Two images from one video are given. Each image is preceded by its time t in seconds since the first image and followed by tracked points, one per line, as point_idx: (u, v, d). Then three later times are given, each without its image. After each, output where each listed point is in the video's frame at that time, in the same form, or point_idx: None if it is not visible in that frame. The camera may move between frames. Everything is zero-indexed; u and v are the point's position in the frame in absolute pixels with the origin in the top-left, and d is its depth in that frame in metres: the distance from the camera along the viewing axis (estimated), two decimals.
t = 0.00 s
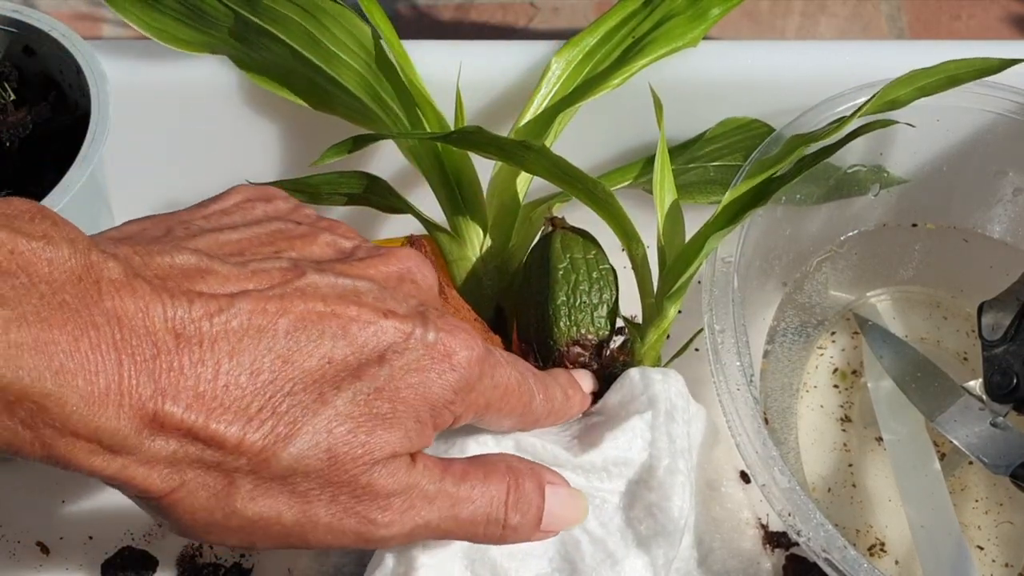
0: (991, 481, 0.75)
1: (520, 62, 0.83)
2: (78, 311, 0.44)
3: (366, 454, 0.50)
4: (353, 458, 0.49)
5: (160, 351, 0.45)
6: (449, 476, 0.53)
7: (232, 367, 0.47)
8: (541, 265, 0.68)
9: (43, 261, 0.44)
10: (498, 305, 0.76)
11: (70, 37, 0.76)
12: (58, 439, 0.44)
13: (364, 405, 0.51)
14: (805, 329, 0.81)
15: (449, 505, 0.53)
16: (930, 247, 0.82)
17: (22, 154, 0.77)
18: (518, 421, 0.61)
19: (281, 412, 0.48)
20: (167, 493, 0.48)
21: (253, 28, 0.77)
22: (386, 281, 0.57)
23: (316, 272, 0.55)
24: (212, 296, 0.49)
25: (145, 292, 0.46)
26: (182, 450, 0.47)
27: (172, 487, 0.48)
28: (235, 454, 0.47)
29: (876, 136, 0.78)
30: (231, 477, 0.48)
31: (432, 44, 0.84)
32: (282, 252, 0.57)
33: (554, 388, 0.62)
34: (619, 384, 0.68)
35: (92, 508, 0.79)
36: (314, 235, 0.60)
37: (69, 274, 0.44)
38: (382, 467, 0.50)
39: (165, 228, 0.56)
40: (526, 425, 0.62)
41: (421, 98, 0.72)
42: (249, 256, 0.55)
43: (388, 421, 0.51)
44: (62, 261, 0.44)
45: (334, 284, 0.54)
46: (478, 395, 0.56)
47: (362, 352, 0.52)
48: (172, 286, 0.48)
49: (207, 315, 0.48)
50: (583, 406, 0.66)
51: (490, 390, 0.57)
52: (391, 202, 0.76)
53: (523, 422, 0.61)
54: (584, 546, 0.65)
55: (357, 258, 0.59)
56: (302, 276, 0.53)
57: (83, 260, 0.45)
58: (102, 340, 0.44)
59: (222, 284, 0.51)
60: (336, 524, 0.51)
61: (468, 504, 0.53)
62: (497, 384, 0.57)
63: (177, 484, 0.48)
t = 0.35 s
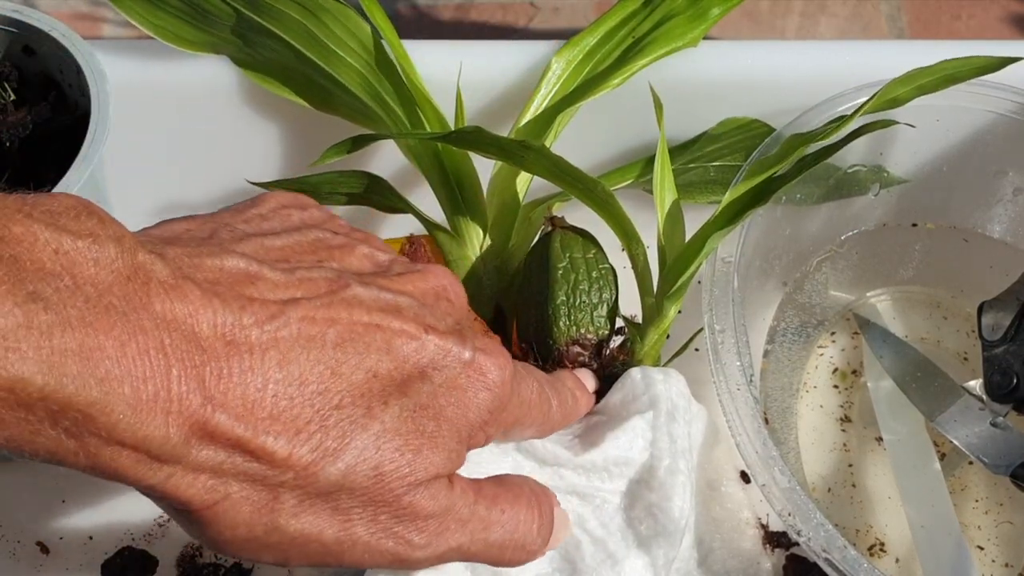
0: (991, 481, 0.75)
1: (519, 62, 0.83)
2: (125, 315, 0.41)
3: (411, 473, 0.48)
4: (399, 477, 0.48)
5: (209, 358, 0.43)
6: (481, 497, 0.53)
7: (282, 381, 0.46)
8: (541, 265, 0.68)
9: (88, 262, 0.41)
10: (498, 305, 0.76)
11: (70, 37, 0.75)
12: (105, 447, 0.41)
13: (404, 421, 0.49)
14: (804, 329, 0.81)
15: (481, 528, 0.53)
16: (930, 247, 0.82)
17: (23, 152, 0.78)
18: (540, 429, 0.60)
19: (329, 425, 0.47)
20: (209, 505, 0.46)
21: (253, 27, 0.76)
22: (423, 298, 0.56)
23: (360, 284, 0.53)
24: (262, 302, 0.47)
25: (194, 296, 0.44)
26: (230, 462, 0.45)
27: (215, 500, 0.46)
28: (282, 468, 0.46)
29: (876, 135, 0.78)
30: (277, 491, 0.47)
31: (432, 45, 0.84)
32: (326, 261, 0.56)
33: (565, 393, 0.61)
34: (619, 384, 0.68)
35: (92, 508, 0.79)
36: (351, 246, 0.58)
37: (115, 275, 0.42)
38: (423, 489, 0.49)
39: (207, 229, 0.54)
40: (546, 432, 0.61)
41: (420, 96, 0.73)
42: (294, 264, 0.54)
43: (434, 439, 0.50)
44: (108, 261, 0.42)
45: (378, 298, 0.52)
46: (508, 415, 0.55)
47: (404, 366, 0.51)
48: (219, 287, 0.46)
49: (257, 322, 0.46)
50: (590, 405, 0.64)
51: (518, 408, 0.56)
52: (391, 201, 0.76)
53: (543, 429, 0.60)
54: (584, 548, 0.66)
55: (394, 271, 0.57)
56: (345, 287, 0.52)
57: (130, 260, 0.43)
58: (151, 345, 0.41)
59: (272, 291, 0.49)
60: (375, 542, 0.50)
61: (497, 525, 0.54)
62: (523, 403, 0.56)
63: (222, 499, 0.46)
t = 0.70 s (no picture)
0: (991, 481, 0.75)
1: (518, 64, 0.83)
2: (95, 362, 0.40)
3: (389, 504, 0.48)
4: (377, 508, 0.48)
5: (180, 401, 0.43)
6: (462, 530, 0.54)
7: (255, 421, 0.45)
8: (540, 265, 0.68)
9: (53, 313, 0.40)
10: (497, 305, 0.76)
11: (69, 36, 0.75)
12: (83, 494, 0.40)
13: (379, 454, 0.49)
14: (804, 329, 0.81)
15: (463, 562, 0.53)
16: (930, 247, 0.82)
17: (23, 153, 0.77)
18: (527, 444, 0.58)
19: (304, 462, 0.46)
20: (190, 552, 0.45)
21: (258, 24, 0.76)
22: (384, 337, 0.55)
23: (322, 325, 0.52)
24: (229, 344, 0.47)
25: (161, 342, 0.43)
26: (208, 505, 0.44)
27: (195, 546, 0.45)
28: (261, 507, 0.45)
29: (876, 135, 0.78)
30: (258, 531, 0.46)
31: (433, 45, 0.84)
32: (286, 308, 0.54)
33: (551, 403, 0.60)
34: (614, 384, 0.68)
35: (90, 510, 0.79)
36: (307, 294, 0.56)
37: (81, 324, 0.41)
38: (405, 523, 0.49)
39: (165, 284, 0.53)
40: (533, 446, 0.59)
41: (421, 96, 0.73)
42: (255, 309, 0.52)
43: (410, 471, 0.49)
44: (72, 310, 0.41)
45: (341, 339, 0.52)
46: (482, 442, 0.54)
47: (374, 402, 0.50)
48: (185, 333, 0.45)
49: (224, 364, 0.45)
50: (586, 405, 0.64)
51: (494, 432, 0.54)
52: (390, 201, 0.76)
53: (529, 445, 0.58)
54: (582, 548, 0.66)
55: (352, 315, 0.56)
56: (307, 329, 0.51)
57: (95, 310, 0.42)
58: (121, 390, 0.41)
59: (236, 334, 0.48)
60: None
61: (480, 558, 0.54)
62: (498, 425, 0.54)
63: (203, 543, 0.45)
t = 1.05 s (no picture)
0: (991, 480, 0.75)
1: (516, 65, 0.83)
2: (80, 351, 0.41)
3: (378, 490, 0.48)
4: (368, 493, 0.48)
5: (166, 389, 0.43)
6: (453, 517, 0.54)
7: (241, 408, 0.45)
8: (538, 265, 0.68)
9: (36, 303, 0.41)
10: (496, 304, 0.76)
11: (70, 37, 0.75)
12: (72, 482, 0.40)
13: (370, 437, 0.49)
14: (804, 329, 0.81)
15: (454, 547, 0.53)
16: (930, 247, 0.82)
17: (23, 152, 0.78)
18: (514, 440, 0.58)
19: (293, 449, 0.46)
20: (183, 540, 0.45)
21: (259, 26, 0.76)
22: (369, 325, 0.55)
23: (306, 315, 0.52)
24: (213, 333, 0.47)
25: (146, 331, 0.44)
26: (198, 493, 0.44)
27: (189, 533, 0.45)
28: (252, 493, 0.45)
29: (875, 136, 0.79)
30: (249, 517, 0.46)
31: (434, 45, 0.84)
32: (268, 300, 0.54)
33: (539, 399, 0.60)
34: (609, 383, 0.68)
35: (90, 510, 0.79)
36: (291, 286, 0.56)
37: (63, 315, 0.41)
38: (394, 508, 0.49)
39: (147, 279, 0.52)
40: (521, 442, 0.59)
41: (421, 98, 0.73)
42: (239, 301, 0.52)
43: (400, 455, 0.49)
44: (56, 301, 0.41)
45: (326, 327, 0.52)
46: (471, 429, 0.54)
47: (360, 388, 0.50)
48: (172, 325, 0.46)
49: (208, 353, 0.46)
50: (575, 406, 0.65)
51: (481, 420, 0.54)
52: (388, 201, 0.76)
53: (518, 440, 0.58)
54: (579, 548, 0.67)
55: (337, 304, 0.56)
56: (290, 318, 0.51)
57: (77, 301, 0.42)
58: (108, 377, 0.41)
59: (220, 325, 0.48)
60: (353, 564, 0.48)
61: (470, 543, 0.54)
62: (486, 414, 0.55)
63: (197, 530, 0.45)
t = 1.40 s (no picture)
0: (990, 480, 0.75)
1: (517, 65, 0.83)
2: (81, 350, 0.41)
3: (384, 490, 0.48)
4: (373, 494, 0.48)
5: (172, 390, 0.43)
6: (456, 518, 0.53)
7: (246, 409, 0.45)
8: (539, 266, 0.68)
9: (39, 305, 0.41)
10: (497, 304, 0.76)
11: (70, 36, 0.75)
12: (79, 483, 0.40)
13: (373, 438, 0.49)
14: (804, 329, 0.81)
15: (459, 548, 0.53)
16: (930, 246, 0.82)
17: (23, 152, 0.78)
18: (516, 441, 0.58)
19: (298, 450, 0.46)
20: (189, 541, 0.45)
21: (257, 25, 0.76)
22: (371, 324, 0.55)
23: (308, 315, 0.52)
24: (217, 333, 0.47)
25: (150, 333, 0.44)
26: (203, 494, 0.44)
27: (195, 535, 0.45)
28: (257, 493, 0.45)
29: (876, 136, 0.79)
30: (255, 518, 0.46)
31: (435, 45, 0.84)
32: (271, 300, 0.54)
33: (542, 400, 0.60)
34: (611, 384, 0.68)
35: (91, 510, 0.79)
36: (292, 287, 0.56)
37: (68, 316, 0.41)
38: (399, 508, 0.49)
39: (150, 280, 0.52)
40: (523, 444, 0.59)
41: (421, 98, 0.73)
42: (241, 302, 0.52)
43: (403, 455, 0.49)
44: (60, 302, 0.41)
45: (327, 327, 0.52)
46: (474, 429, 0.54)
47: (365, 388, 0.50)
48: (174, 325, 0.46)
49: (213, 353, 0.46)
50: (576, 407, 0.64)
51: (485, 420, 0.54)
52: (389, 201, 0.76)
53: (521, 440, 0.58)
54: (580, 548, 0.67)
55: (339, 304, 0.56)
56: (293, 319, 0.51)
57: (81, 302, 0.42)
58: (113, 377, 0.41)
59: (223, 326, 0.48)
60: (359, 565, 0.48)
61: (474, 544, 0.54)
62: (490, 414, 0.55)
63: (203, 531, 0.45)
